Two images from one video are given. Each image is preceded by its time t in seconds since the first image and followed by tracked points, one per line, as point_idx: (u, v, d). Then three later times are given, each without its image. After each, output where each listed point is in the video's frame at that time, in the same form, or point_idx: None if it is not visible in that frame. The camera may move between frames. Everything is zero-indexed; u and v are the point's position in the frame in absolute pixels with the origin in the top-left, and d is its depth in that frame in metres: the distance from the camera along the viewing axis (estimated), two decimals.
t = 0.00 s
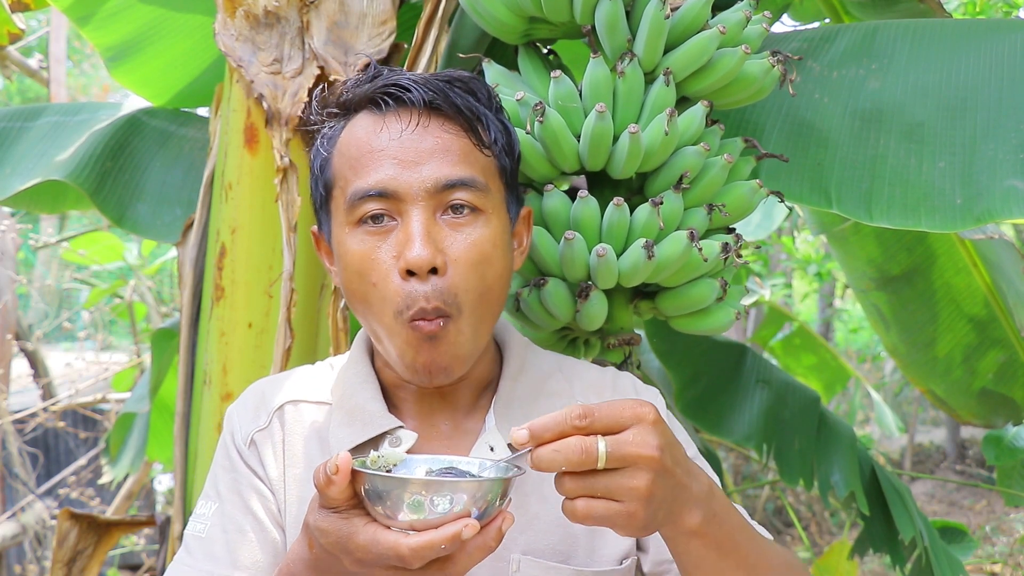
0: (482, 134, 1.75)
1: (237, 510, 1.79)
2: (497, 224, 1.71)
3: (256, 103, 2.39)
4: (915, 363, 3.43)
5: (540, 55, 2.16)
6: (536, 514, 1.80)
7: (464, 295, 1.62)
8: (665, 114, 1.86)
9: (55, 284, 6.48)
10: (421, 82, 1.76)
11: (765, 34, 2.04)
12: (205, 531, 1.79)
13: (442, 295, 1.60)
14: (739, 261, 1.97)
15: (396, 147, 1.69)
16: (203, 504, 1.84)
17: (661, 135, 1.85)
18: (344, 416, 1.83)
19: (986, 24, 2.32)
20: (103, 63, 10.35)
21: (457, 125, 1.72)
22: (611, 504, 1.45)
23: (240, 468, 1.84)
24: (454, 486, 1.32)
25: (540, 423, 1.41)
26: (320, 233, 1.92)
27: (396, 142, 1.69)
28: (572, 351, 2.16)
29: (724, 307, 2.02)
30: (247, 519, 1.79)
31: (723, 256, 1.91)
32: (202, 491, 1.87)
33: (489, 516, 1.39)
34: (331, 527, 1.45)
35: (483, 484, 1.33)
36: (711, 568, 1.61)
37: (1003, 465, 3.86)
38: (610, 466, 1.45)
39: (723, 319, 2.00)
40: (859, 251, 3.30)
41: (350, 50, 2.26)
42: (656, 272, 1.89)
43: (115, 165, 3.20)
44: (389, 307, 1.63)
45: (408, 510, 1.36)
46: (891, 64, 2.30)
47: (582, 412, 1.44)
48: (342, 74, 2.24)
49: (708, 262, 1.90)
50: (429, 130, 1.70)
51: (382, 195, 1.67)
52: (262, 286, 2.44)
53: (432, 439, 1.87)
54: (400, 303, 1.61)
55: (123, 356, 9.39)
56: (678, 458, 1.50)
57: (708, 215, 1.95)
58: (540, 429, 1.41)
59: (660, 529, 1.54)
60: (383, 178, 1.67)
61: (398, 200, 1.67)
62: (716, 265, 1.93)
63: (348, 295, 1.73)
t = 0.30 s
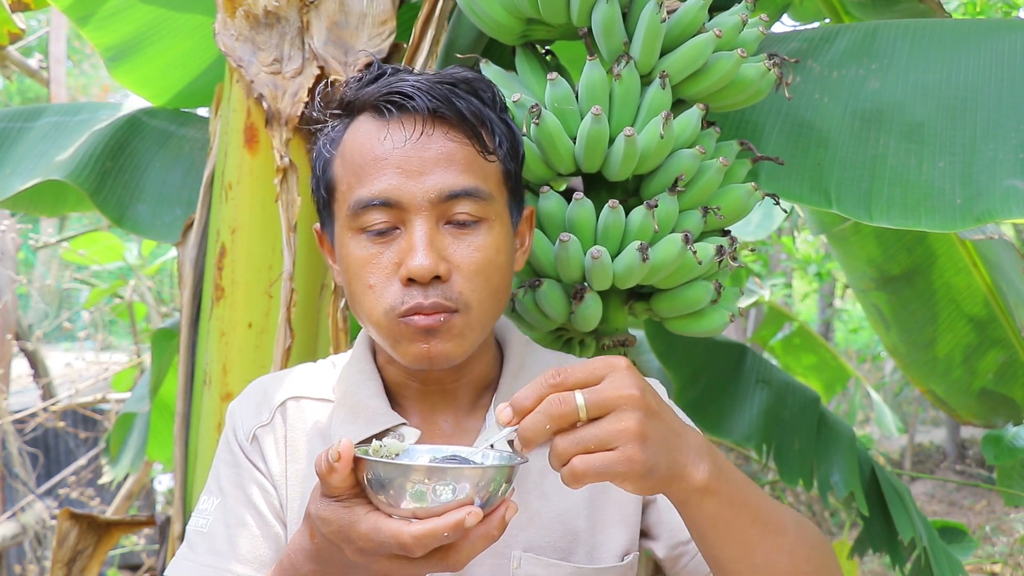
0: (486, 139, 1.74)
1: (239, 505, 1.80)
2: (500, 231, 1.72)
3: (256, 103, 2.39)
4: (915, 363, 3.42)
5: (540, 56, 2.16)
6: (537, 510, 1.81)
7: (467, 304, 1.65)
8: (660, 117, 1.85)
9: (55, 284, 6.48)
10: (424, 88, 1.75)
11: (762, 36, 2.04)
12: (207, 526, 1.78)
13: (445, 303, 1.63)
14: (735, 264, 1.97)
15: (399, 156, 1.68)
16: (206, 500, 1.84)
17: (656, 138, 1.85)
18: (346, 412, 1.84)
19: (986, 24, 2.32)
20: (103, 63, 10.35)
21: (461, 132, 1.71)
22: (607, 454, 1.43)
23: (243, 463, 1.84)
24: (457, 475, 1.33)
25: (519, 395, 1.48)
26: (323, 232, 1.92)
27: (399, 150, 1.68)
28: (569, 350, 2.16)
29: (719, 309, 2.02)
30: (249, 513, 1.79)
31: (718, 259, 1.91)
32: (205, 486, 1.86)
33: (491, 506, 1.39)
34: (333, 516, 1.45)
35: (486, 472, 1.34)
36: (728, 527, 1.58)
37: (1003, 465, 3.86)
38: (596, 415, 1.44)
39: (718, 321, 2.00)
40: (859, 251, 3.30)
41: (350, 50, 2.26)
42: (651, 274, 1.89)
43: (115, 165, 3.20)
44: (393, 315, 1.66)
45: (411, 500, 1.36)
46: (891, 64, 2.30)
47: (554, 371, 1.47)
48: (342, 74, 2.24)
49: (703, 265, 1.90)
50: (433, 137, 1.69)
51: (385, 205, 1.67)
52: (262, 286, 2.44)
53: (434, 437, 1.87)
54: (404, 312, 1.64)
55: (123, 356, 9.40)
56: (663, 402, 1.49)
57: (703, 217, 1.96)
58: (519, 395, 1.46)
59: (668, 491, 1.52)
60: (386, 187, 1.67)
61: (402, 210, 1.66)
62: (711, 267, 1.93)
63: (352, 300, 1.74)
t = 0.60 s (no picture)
0: (488, 142, 1.74)
1: (240, 505, 1.80)
2: (502, 233, 1.72)
3: (256, 102, 2.39)
4: (915, 363, 3.42)
5: (540, 55, 2.16)
6: (537, 510, 1.81)
7: (469, 307, 1.65)
8: (664, 114, 1.85)
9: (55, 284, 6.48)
10: (425, 90, 1.75)
11: (764, 34, 2.04)
12: (208, 526, 1.78)
13: (446, 308, 1.63)
14: (737, 262, 1.97)
15: (401, 160, 1.68)
16: (207, 500, 1.84)
17: (659, 135, 1.85)
18: (347, 414, 1.84)
19: (986, 24, 2.32)
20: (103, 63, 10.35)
21: (464, 134, 1.71)
22: (627, 377, 1.47)
23: (243, 463, 1.85)
24: (454, 478, 1.33)
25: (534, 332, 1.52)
26: (322, 233, 1.91)
27: (401, 153, 1.68)
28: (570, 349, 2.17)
29: (722, 308, 2.02)
30: (250, 513, 1.79)
31: (721, 256, 1.91)
32: (206, 486, 1.86)
33: (488, 509, 1.39)
34: (328, 519, 1.45)
35: (482, 475, 1.33)
36: (747, 471, 1.58)
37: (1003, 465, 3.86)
38: (610, 343, 1.49)
39: (720, 319, 2.01)
40: (859, 251, 3.31)
41: (350, 50, 2.26)
42: (654, 272, 1.89)
43: (115, 165, 3.20)
44: (394, 318, 1.66)
45: (406, 503, 1.36)
46: (891, 64, 2.30)
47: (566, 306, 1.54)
48: (342, 74, 2.24)
49: (707, 262, 1.90)
50: (435, 140, 1.69)
51: (387, 208, 1.67)
52: (262, 286, 2.44)
53: (434, 438, 1.88)
54: (405, 315, 1.65)
55: (123, 356, 9.40)
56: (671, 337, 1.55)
57: (706, 215, 1.96)
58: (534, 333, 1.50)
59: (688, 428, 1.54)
60: (388, 191, 1.67)
61: (404, 213, 1.66)
62: (714, 265, 1.92)
63: (352, 302, 1.74)
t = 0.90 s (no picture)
0: (486, 142, 1.74)
1: (240, 507, 1.80)
2: (501, 233, 1.72)
3: (256, 103, 2.39)
4: (915, 363, 3.41)
5: (540, 55, 2.15)
6: (537, 510, 1.81)
7: (468, 308, 1.65)
8: (662, 116, 1.85)
9: (55, 284, 6.48)
10: (423, 90, 1.75)
11: (763, 35, 2.04)
12: (208, 529, 1.78)
13: (446, 309, 1.64)
14: (736, 263, 1.97)
15: (399, 160, 1.68)
16: (206, 502, 1.84)
17: (657, 137, 1.85)
18: (346, 416, 1.84)
19: (987, 24, 2.32)
20: (103, 63, 10.35)
21: (462, 135, 1.71)
22: (638, 353, 1.49)
23: (243, 465, 1.84)
24: (455, 486, 1.31)
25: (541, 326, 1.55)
26: (320, 234, 1.91)
27: (400, 154, 1.68)
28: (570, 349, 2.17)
29: (720, 309, 2.02)
30: (250, 515, 1.79)
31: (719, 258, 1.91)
32: (206, 489, 1.86)
33: (491, 516, 1.38)
34: (329, 525, 1.45)
35: (484, 483, 1.32)
36: (759, 445, 1.60)
37: (1003, 465, 3.86)
38: (615, 324, 1.51)
39: (719, 320, 2.01)
40: (859, 251, 3.31)
41: (350, 50, 2.26)
42: (652, 274, 1.89)
43: (115, 165, 3.19)
44: (393, 319, 1.66)
45: (407, 510, 1.35)
46: (891, 64, 2.30)
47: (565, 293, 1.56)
48: (341, 74, 2.24)
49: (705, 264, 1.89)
50: (433, 141, 1.69)
51: (386, 209, 1.67)
52: (262, 286, 2.44)
53: (432, 440, 1.88)
54: (405, 315, 1.65)
55: (123, 356, 9.40)
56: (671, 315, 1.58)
57: (704, 217, 1.96)
58: (541, 324, 1.53)
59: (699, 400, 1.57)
60: (386, 191, 1.67)
61: (402, 214, 1.66)
62: (712, 266, 1.92)
63: (351, 303, 1.75)
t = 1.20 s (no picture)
0: (486, 141, 1.74)
1: (242, 508, 1.80)
2: (502, 232, 1.72)
3: (256, 103, 2.39)
4: (915, 363, 3.41)
5: (540, 55, 2.15)
6: (537, 511, 1.81)
7: (468, 306, 1.66)
8: (664, 114, 1.85)
9: (55, 284, 6.48)
10: (424, 89, 1.75)
11: (765, 34, 2.04)
12: (211, 529, 1.78)
13: (446, 307, 1.64)
14: (738, 263, 1.97)
15: (400, 159, 1.68)
16: (208, 502, 1.84)
17: (659, 136, 1.85)
18: (348, 417, 1.84)
19: (987, 24, 2.32)
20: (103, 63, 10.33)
21: (462, 133, 1.71)
22: (621, 361, 1.47)
23: (245, 465, 1.84)
24: (464, 491, 1.31)
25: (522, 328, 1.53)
26: (321, 234, 1.91)
27: (400, 152, 1.68)
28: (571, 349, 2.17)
29: (722, 308, 2.02)
30: (252, 516, 1.79)
31: (721, 257, 1.91)
32: (207, 489, 1.86)
33: (499, 521, 1.39)
34: (337, 530, 1.45)
35: (491, 488, 1.32)
36: (745, 447, 1.60)
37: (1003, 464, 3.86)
38: (598, 331, 1.50)
39: (721, 320, 2.00)
40: (859, 251, 3.31)
41: (350, 51, 2.26)
42: (654, 273, 1.89)
43: (115, 165, 3.19)
44: (393, 318, 1.66)
45: (415, 514, 1.35)
46: (891, 64, 2.30)
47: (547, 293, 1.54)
48: (342, 74, 2.24)
49: (706, 263, 1.89)
50: (434, 139, 1.69)
51: (386, 207, 1.67)
52: (262, 286, 2.44)
53: (433, 440, 1.87)
54: (405, 314, 1.65)
55: (123, 356, 9.40)
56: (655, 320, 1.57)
57: (706, 216, 1.96)
58: (520, 327, 1.52)
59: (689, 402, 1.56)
60: (387, 190, 1.67)
61: (403, 212, 1.66)
62: (714, 266, 1.92)
63: (352, 302, 1.75)
